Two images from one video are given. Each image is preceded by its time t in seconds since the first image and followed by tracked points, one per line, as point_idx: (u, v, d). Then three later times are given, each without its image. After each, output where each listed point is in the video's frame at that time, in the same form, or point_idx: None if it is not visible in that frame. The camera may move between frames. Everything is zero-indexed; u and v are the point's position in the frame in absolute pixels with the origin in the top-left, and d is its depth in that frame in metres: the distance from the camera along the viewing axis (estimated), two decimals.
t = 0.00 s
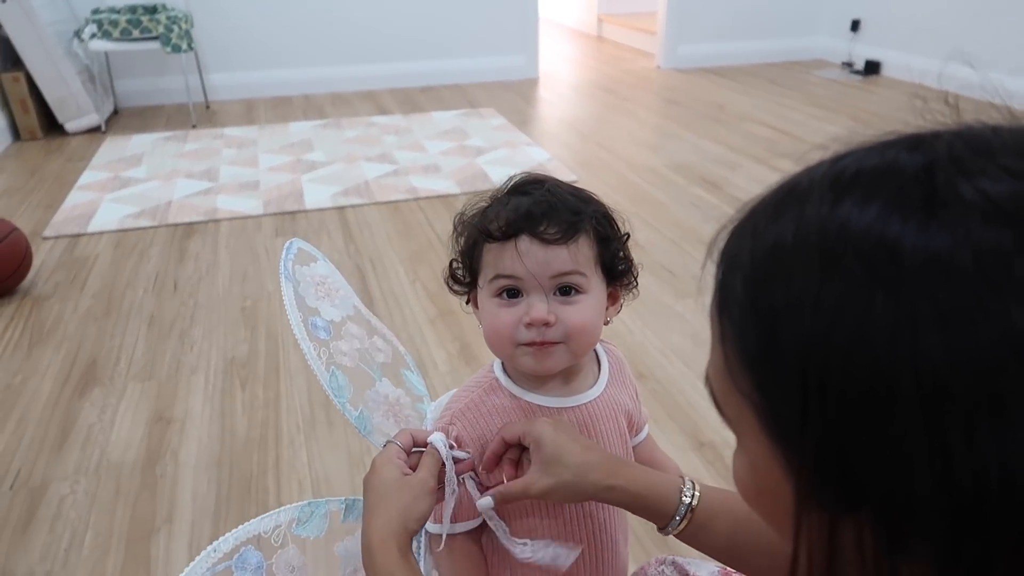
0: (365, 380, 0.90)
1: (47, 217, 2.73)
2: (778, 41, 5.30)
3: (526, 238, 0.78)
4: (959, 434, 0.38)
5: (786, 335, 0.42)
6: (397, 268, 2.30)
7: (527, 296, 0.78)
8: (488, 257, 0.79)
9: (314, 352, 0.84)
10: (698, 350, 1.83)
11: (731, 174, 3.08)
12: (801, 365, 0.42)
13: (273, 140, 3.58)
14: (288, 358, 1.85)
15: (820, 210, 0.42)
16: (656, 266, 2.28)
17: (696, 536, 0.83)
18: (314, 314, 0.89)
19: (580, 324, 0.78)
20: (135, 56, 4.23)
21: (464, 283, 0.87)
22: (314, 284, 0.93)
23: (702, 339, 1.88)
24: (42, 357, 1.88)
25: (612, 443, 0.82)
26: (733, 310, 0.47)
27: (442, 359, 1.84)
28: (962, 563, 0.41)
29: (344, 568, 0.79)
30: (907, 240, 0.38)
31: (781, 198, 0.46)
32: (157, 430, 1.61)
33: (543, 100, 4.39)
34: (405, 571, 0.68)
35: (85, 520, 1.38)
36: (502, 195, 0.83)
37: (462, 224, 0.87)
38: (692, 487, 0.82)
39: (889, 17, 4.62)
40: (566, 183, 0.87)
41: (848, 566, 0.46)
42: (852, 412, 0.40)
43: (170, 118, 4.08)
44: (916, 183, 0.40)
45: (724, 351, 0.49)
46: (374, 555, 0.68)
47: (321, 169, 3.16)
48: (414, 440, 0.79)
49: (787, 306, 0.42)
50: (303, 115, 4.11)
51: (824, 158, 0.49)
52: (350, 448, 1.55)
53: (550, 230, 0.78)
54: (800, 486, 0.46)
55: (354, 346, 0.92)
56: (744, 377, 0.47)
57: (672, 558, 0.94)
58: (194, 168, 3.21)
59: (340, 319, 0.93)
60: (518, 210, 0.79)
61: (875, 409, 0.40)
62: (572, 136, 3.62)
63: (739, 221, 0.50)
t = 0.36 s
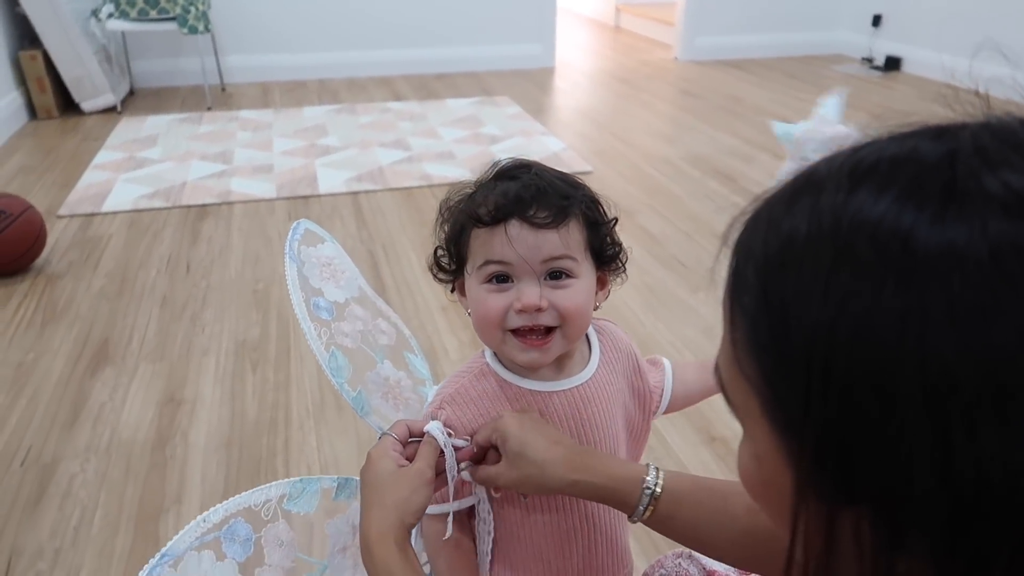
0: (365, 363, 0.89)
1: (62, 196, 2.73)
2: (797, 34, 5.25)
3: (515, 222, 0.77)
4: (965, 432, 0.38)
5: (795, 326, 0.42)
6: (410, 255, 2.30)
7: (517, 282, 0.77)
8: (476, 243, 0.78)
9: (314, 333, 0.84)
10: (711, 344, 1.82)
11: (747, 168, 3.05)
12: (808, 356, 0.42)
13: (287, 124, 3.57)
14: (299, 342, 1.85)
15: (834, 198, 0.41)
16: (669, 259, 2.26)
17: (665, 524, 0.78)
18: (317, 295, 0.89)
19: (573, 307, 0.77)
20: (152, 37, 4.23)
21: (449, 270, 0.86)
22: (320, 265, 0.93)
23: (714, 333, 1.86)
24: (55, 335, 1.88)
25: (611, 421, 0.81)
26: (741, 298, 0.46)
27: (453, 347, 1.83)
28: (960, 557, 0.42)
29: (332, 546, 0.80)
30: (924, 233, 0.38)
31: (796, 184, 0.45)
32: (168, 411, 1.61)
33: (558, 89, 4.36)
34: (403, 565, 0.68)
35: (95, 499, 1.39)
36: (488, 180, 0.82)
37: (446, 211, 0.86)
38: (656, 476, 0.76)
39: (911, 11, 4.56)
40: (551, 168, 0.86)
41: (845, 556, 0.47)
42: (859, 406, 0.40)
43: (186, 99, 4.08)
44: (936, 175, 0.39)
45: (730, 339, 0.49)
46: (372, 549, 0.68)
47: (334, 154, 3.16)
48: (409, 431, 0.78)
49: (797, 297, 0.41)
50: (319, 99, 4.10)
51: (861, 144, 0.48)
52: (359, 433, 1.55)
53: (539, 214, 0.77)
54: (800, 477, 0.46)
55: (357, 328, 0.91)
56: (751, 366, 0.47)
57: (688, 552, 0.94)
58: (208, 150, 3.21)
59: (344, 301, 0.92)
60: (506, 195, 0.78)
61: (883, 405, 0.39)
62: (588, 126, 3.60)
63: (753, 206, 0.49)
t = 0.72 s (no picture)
0: (361, 360, 0.88)
1: (67, 181, 2.73)
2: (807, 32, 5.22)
3: (517, 218, 0.76)
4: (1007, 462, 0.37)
5: (826, 343, 0.41)
6: (414, 247, 2.29)
7: (517, 278, 0.76)
8: (475, 238, 0.77)
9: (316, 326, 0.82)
10: (715, 343, 1.81)
11: (755, 166, 3.04)
12: (840, 378, 0.40)
13: (294, 113, 3.57)
14: (303, 333, 1.85)
15: (869, 213, 0.40)
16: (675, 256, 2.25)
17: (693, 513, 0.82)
18: (317, 290, 0.88)
19: (575, 303, 0.77)
20: (159, 23, 4.22)
21: (437, 267, 0.84)
22: (317, 264, 0.92)
23: (718, 332, 1.86)
24: (58, 321, 1.88)
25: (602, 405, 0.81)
26: (765, 311, 0.45)
27: (457, 341, 1.83)
28: None
29: (334, 537, 0.74)
30: (968, 253, 0.37)
31: (822, 196, 0.44)
32: (170, 399, 1.61)
33: (566, 83, 4.34)
34: (409, 571, 0.65)
35: (97, 486, 1.39)
36: (480, 176, 0.81)
37: (434, 205, 0.84)
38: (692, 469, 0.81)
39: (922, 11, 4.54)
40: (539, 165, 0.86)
41: None
42: (894, 428, 0.39)
43: (192, 86, 4.07)
44: (978, 193, 0.38)
45: (749, 351, 0.47)
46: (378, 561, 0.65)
47: (341, 144, 3.15)
48: (401, 436, 0.76)
49: (829, 315, 0.40)
50: (325, 88, 4.09)
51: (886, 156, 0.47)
52: (362, 427, 1.55)
53: (540, 211, 0.77)
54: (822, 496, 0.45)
55: (355, 327, 0.90)
56: (771, 381, 0.45)
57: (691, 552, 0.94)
58: (214, 138, 3.21)
59: (341, 301, 0.92)
60: (506, 190, 0.77)
61: (920, 428, 0.38)
62: (595, 120, 3.59)
63: (775, 216, 0.48)
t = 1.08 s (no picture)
0: (342, 378, 0.88)
1: (77, 179, 2.74)
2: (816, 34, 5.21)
3: (511, 237, 0.75)
4: None
5: (901, 365, 0.40)
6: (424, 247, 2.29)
7: (512, 296, 0.76)
8: (470, 256, 0.77)
9: (288, 349, 0.82)
10: (725, 345, 1.81)
11: (764, 168, 3.04)
12: (916, 405, 0.39)
13: (303, 112, 3.57)
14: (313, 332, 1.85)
15: (944, 233, 0.39)
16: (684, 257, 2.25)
17: (692, 524, 0.82)
18: (286, 313, 0.88)
19: (566, 322, 0.77)
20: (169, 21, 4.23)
21: (430, 273, 0.84)
22: (281, 285, 0.92)
23: (727, 334, 1.85)
24: (70, 318, 1.89)
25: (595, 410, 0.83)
26: (829, 331, 0.44)
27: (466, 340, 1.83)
28: None
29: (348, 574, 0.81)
30: None
31: (889, 213, 0.43)
32: (181, 397, 1.62)
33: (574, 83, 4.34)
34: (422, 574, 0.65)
35: (108, 482, 1.39)
36: (476, 183, 0.80)
37: (428, 210, 0.84)
38: (682, 474, 0.81)
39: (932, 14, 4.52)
40: (539, 170, 0.85)
41: None
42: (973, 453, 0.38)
43: (202, 85, 4.08)
44: None
45: (807, 372, 0.46)
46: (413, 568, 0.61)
47: (350, 144, 3.16)
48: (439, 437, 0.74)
49: (905, 337, 0.39)
50: (334, 87, 4.10)
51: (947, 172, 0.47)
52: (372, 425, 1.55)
53: (536, 230, 0.76)
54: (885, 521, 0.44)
55: (326, 346, 0.91)
56: (834, 402, 0.44)
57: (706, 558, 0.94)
58: (223, 137, 3.21)
59: (311, 321, 0.92)
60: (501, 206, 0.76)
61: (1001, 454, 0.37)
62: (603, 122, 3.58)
63: (833, 231, 0.46)
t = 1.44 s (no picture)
0: (354, 399, 0.84)
1: (89, 185, 2.76)
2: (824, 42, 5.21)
3: (544, 233, 0.80)
4: None
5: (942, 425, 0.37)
6: (433, 253, 2.30)
7: (541, 287, 0.81)
8: (502, 248, 0.81)
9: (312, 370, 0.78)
10: (734, 352, 1.81)
11: (773, 176, 3.04)
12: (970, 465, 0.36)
13: (313, 119, 3.60)
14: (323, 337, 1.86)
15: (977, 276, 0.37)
16: (693, 265, 2.25)
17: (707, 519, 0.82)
18: (293, 335, 0.84)
19: (591, 316, 0.82)
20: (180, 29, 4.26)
21: (458, 265, 0.88)
22: (274, 307, 0.88)
23: (736, 341, 1.86)
24: (83, 323, 1.90)
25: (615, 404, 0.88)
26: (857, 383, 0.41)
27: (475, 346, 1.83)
28: None
29: None
30: None
31: (912, 257, 0.41)
32: (192, 402, 1.63)
33: (582, 91, 4.36)
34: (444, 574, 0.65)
35: (121, 486, 1.40)
36: (511, 181, 0.85)
37: (462, 204, 0.88)
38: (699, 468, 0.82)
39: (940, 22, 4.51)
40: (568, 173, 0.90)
41: None
42: None
43: (212, 92, 4.11)
44: None
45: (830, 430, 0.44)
46: None
47: (359, 151, 3.18)
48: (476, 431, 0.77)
49: (945, 390, 0.37)
50: (343, 95, 4.12)
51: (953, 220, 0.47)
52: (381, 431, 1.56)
53: (568, 227, 0.81)
54: None
55: (330, 366, 0.87)
56: (866, 461, 0.42)
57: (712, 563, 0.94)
58: (234, 143, 3.24)
59: (309, 342, 0.88)
60: (536, 204, 0.80)
61: None
62: (611, 129, 3.60)
63: (851, 285, 0.44)
